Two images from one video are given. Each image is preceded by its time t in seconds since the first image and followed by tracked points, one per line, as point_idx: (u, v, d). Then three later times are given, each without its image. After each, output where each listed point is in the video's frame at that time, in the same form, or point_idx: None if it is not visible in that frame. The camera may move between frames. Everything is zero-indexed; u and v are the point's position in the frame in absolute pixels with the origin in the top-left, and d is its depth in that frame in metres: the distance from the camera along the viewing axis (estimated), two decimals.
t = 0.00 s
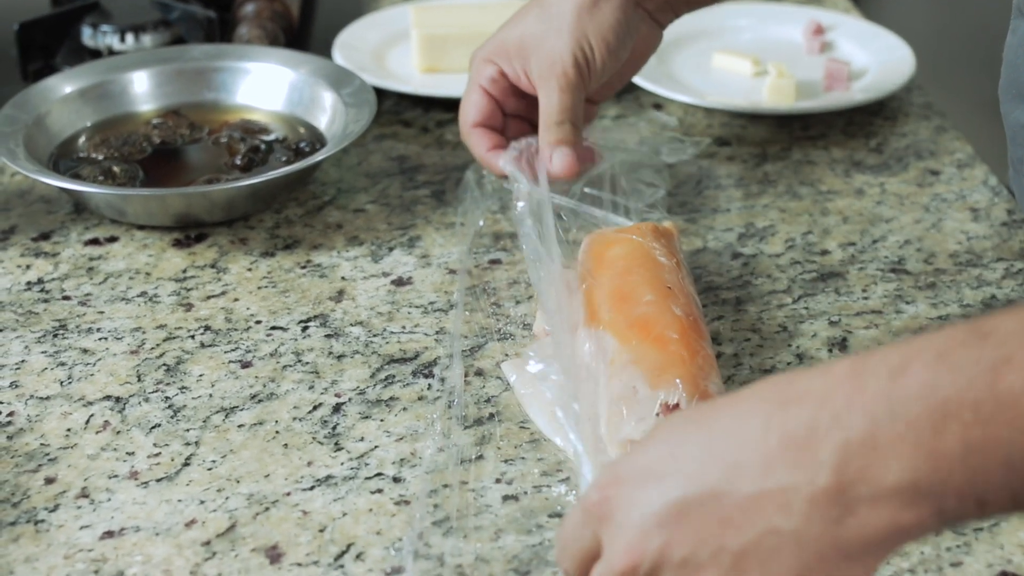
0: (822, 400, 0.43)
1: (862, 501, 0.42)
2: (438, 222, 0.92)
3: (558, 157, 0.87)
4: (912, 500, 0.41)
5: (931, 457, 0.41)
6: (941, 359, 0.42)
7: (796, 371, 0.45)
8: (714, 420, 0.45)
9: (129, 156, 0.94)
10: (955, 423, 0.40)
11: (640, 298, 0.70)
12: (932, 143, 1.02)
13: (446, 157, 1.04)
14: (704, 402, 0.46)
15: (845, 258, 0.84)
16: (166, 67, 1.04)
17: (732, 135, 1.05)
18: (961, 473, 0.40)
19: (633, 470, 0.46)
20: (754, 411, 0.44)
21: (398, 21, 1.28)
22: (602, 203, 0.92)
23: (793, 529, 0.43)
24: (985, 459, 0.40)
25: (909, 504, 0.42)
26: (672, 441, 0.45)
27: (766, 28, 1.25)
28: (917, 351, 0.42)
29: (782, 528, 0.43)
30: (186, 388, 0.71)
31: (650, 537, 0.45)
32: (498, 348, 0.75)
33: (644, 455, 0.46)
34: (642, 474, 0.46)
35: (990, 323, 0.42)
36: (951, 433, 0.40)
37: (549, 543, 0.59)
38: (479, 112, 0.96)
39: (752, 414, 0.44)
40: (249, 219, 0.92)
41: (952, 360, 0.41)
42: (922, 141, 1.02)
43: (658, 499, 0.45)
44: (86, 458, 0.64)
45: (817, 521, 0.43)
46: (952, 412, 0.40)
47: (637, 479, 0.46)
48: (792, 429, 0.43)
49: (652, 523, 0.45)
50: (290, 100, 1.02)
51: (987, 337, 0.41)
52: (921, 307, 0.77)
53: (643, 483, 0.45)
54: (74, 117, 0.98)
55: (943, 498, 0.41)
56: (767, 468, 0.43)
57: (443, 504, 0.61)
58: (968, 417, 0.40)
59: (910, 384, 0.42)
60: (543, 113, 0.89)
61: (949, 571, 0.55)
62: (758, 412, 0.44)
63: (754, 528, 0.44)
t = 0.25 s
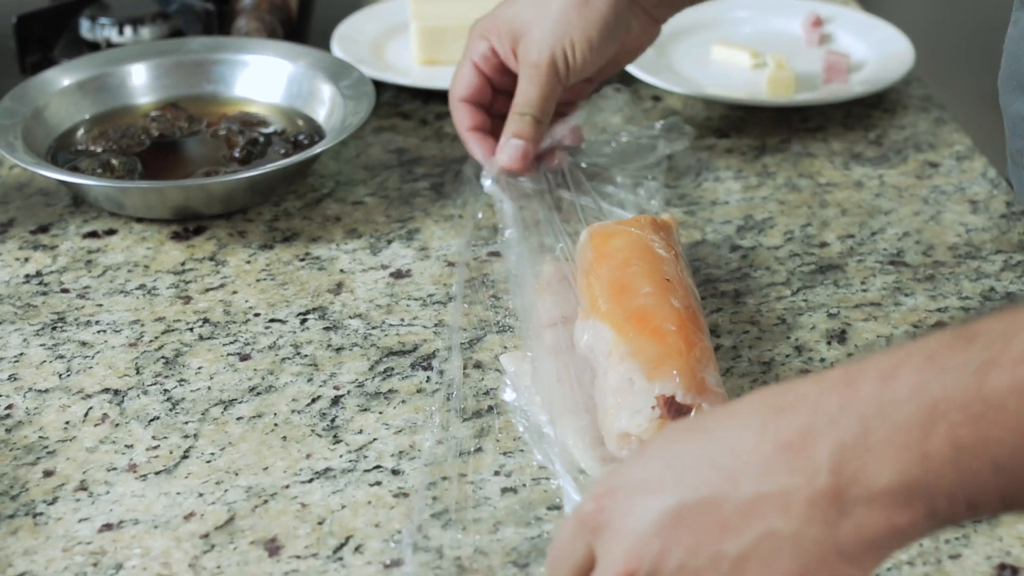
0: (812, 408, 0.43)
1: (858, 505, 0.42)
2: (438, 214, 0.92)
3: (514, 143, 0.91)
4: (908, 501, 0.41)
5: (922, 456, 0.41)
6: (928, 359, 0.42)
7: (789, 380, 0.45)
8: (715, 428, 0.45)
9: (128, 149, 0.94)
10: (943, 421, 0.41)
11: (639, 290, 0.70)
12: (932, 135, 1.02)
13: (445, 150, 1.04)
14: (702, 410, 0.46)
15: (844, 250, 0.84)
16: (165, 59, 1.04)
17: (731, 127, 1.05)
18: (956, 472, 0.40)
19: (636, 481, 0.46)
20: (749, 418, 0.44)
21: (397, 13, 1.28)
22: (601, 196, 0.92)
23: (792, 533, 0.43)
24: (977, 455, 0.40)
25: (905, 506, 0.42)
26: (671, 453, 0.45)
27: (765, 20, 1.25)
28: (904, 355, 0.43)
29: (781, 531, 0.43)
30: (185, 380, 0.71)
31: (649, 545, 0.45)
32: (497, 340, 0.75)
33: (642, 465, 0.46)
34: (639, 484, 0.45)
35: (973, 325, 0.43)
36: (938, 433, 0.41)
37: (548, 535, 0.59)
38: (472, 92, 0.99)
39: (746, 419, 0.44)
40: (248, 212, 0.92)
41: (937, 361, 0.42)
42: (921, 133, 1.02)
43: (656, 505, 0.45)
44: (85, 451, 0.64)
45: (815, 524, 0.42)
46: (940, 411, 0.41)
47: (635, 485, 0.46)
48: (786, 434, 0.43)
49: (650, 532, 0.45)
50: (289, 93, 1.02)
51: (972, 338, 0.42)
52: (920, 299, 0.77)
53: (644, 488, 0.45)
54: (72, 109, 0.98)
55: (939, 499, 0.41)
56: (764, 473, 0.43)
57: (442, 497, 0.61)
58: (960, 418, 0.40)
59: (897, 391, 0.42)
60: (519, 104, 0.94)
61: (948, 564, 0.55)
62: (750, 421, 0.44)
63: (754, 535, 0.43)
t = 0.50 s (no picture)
0: (868, 294, 0.46)
1: (896, 377, 0.43)
2: (437, 211, 0.92)
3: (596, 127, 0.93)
4: (941, 390, 0.43)
5: (970, 335, 0.43)
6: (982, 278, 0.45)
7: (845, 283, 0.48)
8: (752, 288, 0.47)
9: (128, 146, 0.94)
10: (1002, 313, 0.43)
11: (640, 286, 0.70)
12: (931, 132, 1.02)
13: (444, 146, 1.04)
14: (751, 282, 0.47)
15: (843, 247, 0.84)
16: (165, 56, 1.04)
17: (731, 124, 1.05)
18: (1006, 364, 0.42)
19: (663, 312, 0.47)
20: (794, 304, 0.46)
21: (397, 9, 1.28)
22: (601, 192, 0.92)
23: (819, 408, 0.44)
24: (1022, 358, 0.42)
25: (943, 393, 0.43)
26: (699, 313, 0.46)
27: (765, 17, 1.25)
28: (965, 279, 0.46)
29: (807, 399, 0.44)
30: (185, 376, 0.71)
31: (672, 382, 0.46)
32: (496, 337, 0.75)
33: (670, 305, 0.47)
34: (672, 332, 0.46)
35: None
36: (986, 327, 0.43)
37: (548, 532, 0.59)
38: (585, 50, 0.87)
39: (792, 300, 0.46)
40: (248, 208, 0.92)
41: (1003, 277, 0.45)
42: (921, 130, 1.02)
43: (706, 323, 0.46)
44: (85, 447, 0.64)
45: (851, 392, 0.44)
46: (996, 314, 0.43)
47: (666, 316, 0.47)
48: (829, 314, 0.45)
49: (683, 376, 0.46)
50: (289, 89, 1.02)
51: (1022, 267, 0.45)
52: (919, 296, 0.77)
53: (660, 309, 0.47)
54: (73, 106, 0.98)
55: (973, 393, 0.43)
56: (810, 334, 0.45)
57: (442, 493, 0.61)
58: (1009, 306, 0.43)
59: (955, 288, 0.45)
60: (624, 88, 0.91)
61: (947, 560, 0.55)
62: (796, 309, 0.46)
63: (786, 386, 0.44)
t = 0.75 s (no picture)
0: (953, 260, 0.61)
1: (937, 309, 0.57)
2: (436, 210, 0.92)
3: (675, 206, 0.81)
4: (1006, 325, 0.56)
5: (1009, 291, 0.57)
6: None
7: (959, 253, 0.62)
8: (858, 235, 0.62)
9: (127, 146, 0.94)
10: None
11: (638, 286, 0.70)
12: (930, 131, 1.02)
13: (443, 146, 1.04)
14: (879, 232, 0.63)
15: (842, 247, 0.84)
16: (164, 55, 1.04)
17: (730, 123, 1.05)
18: None
19: (818, 245, 0.61)
20: (905, 245, 0.61)
21: (396, 9, 1.28)
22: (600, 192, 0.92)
23: (901, 316, 0.57)
24: None
25: (987, 332, 0.56)
26: (852, 237, 0.61)
27: (764, 16, 1.25)
28: None
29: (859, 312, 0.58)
30: (185, 375, 0.71)
31: (810, 293, 0.58)
32: (495, 336, 0.75)
33: (847, 241, 0.61)
34: (840, 234, 0.62)
35: None
36: None
37: (547, 531, 0.58)
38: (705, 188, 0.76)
39: (940, 257, 0.61)
40: (247, 208, 0.92)
41: None
42: (919, 130, 1.02)
43: (813, 255, 0.60)
44: (84, 446, 0.64)
45: (907, 307, 0.58)
46: None
47: (833, 242, 0.61)
48: (942, 262, 0.60)
49: (830, 292, 0.58)
50: (288, 89, 1.02)
51: None
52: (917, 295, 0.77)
53: (724, 233, 0.61)
54: (72, 105, 0.98)
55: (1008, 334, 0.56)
56: (900, 278, 0.58)
57: (441, 493, 0.61)
58: None
59: None
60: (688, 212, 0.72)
61: (946, 559, 0.55)
62: (903, 245, 0.61)
63: (864, 309, 0.58)
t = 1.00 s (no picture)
0: (855, 271, 0.57)
1: (847, 329, 0.54)
2: (436, 211, 0.92)
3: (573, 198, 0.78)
4: (921, 333, 0.52)
5: (920, 296, 0.53)
6: None
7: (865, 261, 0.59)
8: (757, 257, 0.59)
9: (127, 146, 0.94)
10: (974, 272, 0.52)
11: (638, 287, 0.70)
12: (930, 132, 1.02)
13: (443, 146, 1.04)
14: (778, 249, 0.60)
15: (842, 247, 0.84)
16: (164, 55, 1.04)
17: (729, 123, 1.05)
18: (970, 325, 0.51)
19: (723, 275, 0.58)
20: (813, 261, 0.58)
21: (396, 9, 1.28)
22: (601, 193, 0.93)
23: (810, 338, 0.54)
24: None
25: (902, 344, 0.53)
26: (758, 262, 0.58)
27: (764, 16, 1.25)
28: (977, 240, 0.55)
29: (771, 340, 0.55)
30: (184, 376, 0.71)
31: (712, 331, 0.55)
32: (495, 337, 0.75)
33: (751, 267, 0.58)
34: (744, 260, 0.59)
35: None
36: (984, 277, 0.51)
37: (547, 532, 0.58)
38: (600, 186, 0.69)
39: (839, 269, 0.57)
40: (246, 208, 0.92)
41: (974, 250, 0.54)
42: (919, 130, 1.02)
43: (715, 288, 0.57)
44: (84, 447, 0.64)
45: (817, 327, 0.54)
46: (981, 255, 0.53)
47: (736, 272, 0.58)
48: (845, 272, 0.57)
49: (735, 324, 0.56)
50: (288, 89, 1.02)
51: None
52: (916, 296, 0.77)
53: (636, 268, 0.58)
54: (72, 106, 0.98)
55: (924, 341, 0.52)
56: (808, 297, 0.55)
57: (441, 493, 0.61)
58: (978, 271, 0.52)
59: (943, 259, 0.55)
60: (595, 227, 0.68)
61: (945, 559, 0.56)
62: (807, 262, 0.58)
63: (780, 339, 0.55)
